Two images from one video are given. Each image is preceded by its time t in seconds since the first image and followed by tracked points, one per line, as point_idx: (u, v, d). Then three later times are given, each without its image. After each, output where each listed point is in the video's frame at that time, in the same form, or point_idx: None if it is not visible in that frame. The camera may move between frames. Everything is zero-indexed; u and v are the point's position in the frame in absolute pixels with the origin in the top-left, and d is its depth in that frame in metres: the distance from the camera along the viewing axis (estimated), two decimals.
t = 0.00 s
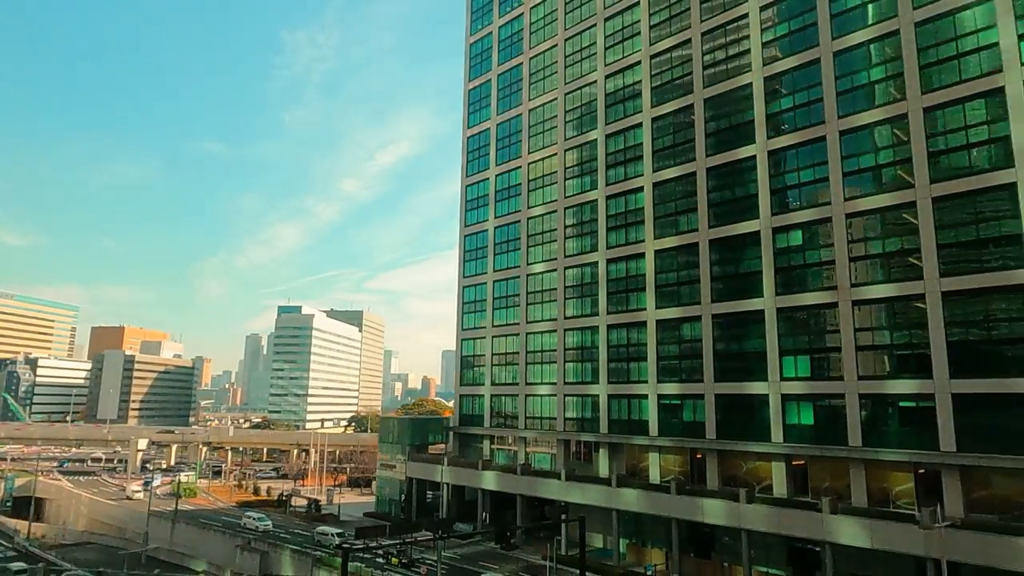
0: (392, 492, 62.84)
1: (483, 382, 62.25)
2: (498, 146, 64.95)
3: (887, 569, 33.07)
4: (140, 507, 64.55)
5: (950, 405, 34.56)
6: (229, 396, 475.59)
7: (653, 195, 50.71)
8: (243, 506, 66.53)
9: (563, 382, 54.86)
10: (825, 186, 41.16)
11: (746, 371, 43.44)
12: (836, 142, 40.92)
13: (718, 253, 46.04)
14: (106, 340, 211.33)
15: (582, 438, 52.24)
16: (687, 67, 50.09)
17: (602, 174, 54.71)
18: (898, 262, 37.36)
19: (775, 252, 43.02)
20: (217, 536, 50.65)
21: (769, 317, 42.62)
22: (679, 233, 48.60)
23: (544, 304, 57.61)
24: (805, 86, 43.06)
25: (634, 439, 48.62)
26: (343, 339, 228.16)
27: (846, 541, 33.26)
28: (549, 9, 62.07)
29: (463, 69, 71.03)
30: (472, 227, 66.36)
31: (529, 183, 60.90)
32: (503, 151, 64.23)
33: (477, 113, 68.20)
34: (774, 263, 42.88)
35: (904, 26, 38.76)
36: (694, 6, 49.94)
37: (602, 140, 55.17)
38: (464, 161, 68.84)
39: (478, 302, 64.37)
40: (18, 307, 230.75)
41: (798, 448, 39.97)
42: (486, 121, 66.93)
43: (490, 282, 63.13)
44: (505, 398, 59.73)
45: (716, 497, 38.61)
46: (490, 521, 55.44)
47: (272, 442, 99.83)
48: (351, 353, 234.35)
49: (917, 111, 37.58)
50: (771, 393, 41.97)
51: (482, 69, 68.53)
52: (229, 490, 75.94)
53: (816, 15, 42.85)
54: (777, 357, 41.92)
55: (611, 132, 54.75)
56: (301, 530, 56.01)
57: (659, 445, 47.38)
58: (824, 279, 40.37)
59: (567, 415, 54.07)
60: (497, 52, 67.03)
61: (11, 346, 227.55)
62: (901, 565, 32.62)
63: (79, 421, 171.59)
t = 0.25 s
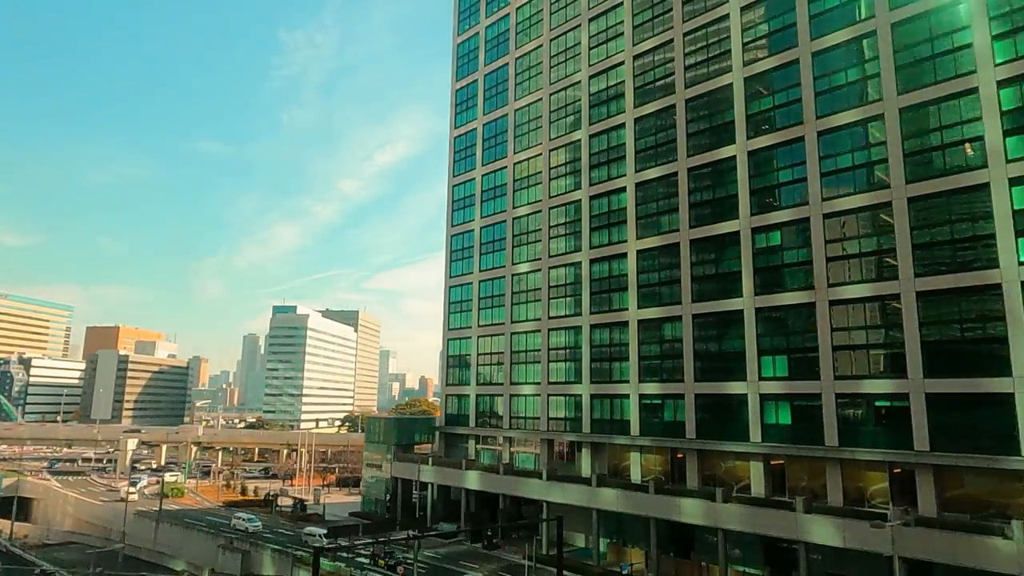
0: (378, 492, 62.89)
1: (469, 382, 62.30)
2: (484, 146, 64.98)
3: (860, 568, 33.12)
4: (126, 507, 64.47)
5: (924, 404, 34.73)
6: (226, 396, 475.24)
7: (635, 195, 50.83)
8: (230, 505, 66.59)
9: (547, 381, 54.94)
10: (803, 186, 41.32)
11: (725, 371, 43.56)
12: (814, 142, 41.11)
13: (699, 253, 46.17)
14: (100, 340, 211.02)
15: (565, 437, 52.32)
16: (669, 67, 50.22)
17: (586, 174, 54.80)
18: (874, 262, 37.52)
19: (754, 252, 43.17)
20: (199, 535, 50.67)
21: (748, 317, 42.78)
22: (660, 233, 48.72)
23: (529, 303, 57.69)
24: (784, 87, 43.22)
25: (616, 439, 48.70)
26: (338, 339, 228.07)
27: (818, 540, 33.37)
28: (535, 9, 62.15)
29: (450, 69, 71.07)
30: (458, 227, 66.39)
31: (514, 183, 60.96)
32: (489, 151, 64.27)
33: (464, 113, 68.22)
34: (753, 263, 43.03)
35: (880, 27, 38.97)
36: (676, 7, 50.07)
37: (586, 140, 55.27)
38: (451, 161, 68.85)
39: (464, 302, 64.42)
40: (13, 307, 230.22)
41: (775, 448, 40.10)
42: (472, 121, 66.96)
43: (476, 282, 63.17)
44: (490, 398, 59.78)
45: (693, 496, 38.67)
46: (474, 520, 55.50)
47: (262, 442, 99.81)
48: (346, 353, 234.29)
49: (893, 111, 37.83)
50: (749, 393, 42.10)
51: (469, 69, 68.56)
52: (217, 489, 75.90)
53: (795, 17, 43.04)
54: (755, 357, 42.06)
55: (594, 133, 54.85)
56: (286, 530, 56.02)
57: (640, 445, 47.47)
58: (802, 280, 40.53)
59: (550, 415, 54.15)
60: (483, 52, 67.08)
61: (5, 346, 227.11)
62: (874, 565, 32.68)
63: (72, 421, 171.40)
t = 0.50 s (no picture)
0: (363, 492, 62.92)
1: (454, 382, 62.34)
2: (471, 146, 65.03)
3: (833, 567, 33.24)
4: (111, 507, 64.34)
5: (897, 404, 34.89)
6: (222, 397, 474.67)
7: (617, 195, 50.93)
8: (215, 505, 66.55)
9: (530, 381, 55.02)
10: (781, 187, 41.47)
11: (704, 371, 43.69)
12: (792, 143, 41.28)
13: (679, 254, 46.28)
14: (94, 340, 210.60)
15: (547, 437, 52.39)
16: (651, 68, 50.33)
17: (570, 174, 54.89)
18: (850, 263, 37.68)
19: (733, 252, 43.31)
20: (182, 535, 50.69)
21: (727, 317, 42.92)
22: (641, 233, 48.83)
23: (513, 304, 57.76)
24: (764, 88, 43.37)
25: (597, 439, 48.80)
26: (332, 339, 228.00)
27: (791, 539, 33.49)
28: (521, 10, 62.24)
29: (437, 70, 71.11)
30: (444, 227, 66.42)
31: (500, 183, 61.01)
32: (475, 152, 64.31)
33: (451, 114, 68.26)
34: (731, 263, 43.17)
35: (857, 29, 39.17)
36: (658, 8, 50.20)
37: (570, 140, 55.35)
38: (438, 161, 68.88)
39: (450, 302, 64.47)
40: (6, 307, 229.52)
41: (752, 448, 40.23)
42: (459, 121, 67.00)
43: (461, 282, 63.21)
44: (475, 398, 59.83)
45: (670, 496, 38.74)
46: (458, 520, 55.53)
47: (252, 443, 99.75)
48: (340, 353, 234.23)
49: (869, 112, 38.02)
50: (728, 393, 42.23)
51: (456, 69, 68.62)
52: (205, 490, 75.82)
53: (774, 18, 43.20)
54: (733, 357, 42.19)
55: (578, 133, 54.92)
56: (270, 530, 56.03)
57: (620, 445, 47.57)
58: (779, 280, 40.68)
59: (533, 415, 54.22)
60: (470, 52, 67.14)
61: None
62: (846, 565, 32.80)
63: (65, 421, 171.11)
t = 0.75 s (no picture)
0: (348, 492, 62.91)
1: (439, 382, 62.38)
2: (456, 146, 65.08)
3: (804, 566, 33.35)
4: (96, 508, 64.20)
5: (871, 404, 35.03)
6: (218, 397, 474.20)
7: (600, 195, 51.03)
8: (201, 506, 66.47)
9: (513, 381, 55.10)
10: (759, 187, 41.59)
11: (683, 371, 43.82)
12: (770, 143, 41.44)
13: (659, 254, 46.38)
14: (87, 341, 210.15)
15: (529, 437, 52.46)
16: (633, 68, 50.46)
17: (553, 174, 54.99)
18: (826, 263, 37.84)
19: (712, 252, 43.42)
20: (163, 536, 50.65)
21: (706, 317, 43.02)
22: (623, 233, 48.93)
23: (497, 304, 57.83)
24: (743, 88, 43.49)
25: (578, 439, 48.88)
26: (326, 340, 227.91)
27: (763, 538, 33.60)
28: (506, 10, 62.34)
29: (424, 70, 71.17)
30: (431, 227, 66.47)
31: (484, 183, 61.08)
32: (461, 152, 64.38)
33: (437, 114, 68.31)
34: (711, 263, 43.28)
35: (834, 30, 39.34)
36: (640, 9, 50.33)
37: (553, 141, 55.43)
38: (425, 162, 68.93)
39: (435, 302, 64.53)
40: None
41: (730, 448, 40.36)
42: (445, 121, 67.07)
43: (446, 282, 63.26)
44: (459, 398, 59.89)
45: (646, 496, 38.80)
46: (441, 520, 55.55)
47: (242, 443, 99.64)
48: (335, 353, 234.18)
49: (845, 113, 38.21)
50: (706, 393, 42.34)
51: (442, 70, 68.69)
52: (192, 490, 75.71)
53: (753, 18, 43.35)
54: (712, 357, 42.30)
55: (561, 133, 55.00)
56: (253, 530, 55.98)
57: (601, 445, 47.67)
58: (757, 280, 40.82)
59: (517, 415, 54.29)
60: (456, 52, 67.21)
61: None
62: (817, 564, 32.93)
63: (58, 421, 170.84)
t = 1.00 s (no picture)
0: (333, 492, 62.88)
1: (424, 382, 62.41)
2: (442, 147, 65.13)
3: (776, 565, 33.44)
4: (80, 508, 64.08)
5: (845, 404, 35.14)
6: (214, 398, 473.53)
7: (581, 196, 51.12)
8: (186, 506, 66.35)
9: (497, 381, 55.15)
10: (737, 188, 41.71)
11: (662, 371, 43.91)
12: (748, 144, 41.57)
13: (639, 254, 46.48)
14: (80, 341, 209.71)
15: (512, 437, 52.51)
16: (614, 69, 50.56)
17: (536, 175, 55.06)
18: (802, 263, 37.96)
19: (691, 252, 43.52)
20: (145, 536, 50.62)
21: (684, 317, 43.13)
22: (604, 233, 49.03)
23: (481, 304, 57.88)
24: (721, 89, 43.62)
25: (559, 439, 48.92)
26: (321, 340, 227.83)
27: (736, 538, 33.64)
28: (491, 11, 62.42)
29: (411, 70, 71.21)
30: (416, 227, 66.49)
31: (469, 183, 61.12)
32: (446, 152, 64.42)
33: (423, 114, 68.36)
34: (689, 264, 43.39)
35: (810, 31, 39.49)
36: (621, 9, 50.43)
37: (536, 141, 55.52)
38: (411, 162, 68.95)
39: (421, 302, 64.55)
40: None
41: (707, 448, 40.45)
42: (431, 122, 67.11)
43: (432, 282, 63.29)
44: (444, 398, 59.91)
45: (623, 496, 38.87)
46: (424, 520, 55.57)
47: (231, 443, 99.55)
48: (330, 354, 234.09)
49: (821, 114, 38.36)
50: (684, 393, 42.44)
51: (428, 70, 68.73)
52: (178, 490, 75.58)
53: (732, 19, 43.49)
54: (690, 357, 42.41)
55: (544, 134, 55.09)
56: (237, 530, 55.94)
57: (582, 445, 47.73)
58: (735, 280, 40.95)
59: (500, 415, 54.34)
60: (442, 53, 67.24)
61: None
62: (790, 563, 33.02)
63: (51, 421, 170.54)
